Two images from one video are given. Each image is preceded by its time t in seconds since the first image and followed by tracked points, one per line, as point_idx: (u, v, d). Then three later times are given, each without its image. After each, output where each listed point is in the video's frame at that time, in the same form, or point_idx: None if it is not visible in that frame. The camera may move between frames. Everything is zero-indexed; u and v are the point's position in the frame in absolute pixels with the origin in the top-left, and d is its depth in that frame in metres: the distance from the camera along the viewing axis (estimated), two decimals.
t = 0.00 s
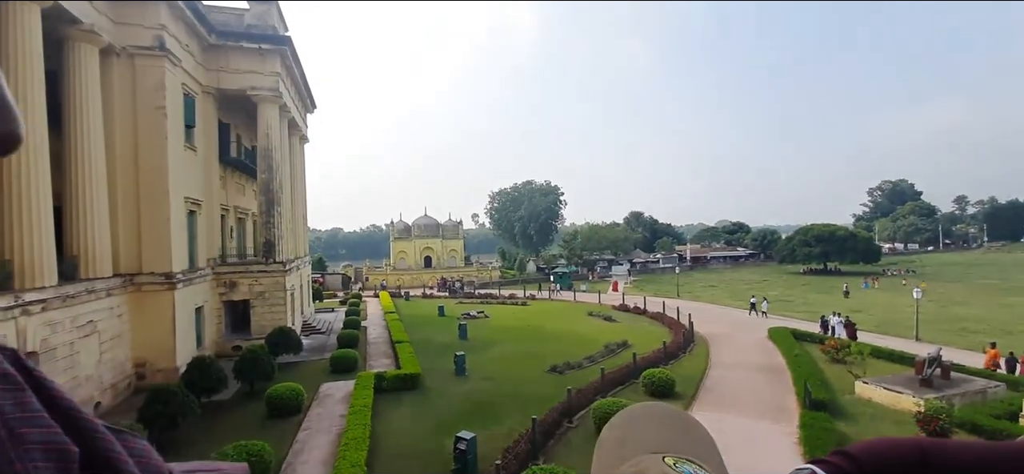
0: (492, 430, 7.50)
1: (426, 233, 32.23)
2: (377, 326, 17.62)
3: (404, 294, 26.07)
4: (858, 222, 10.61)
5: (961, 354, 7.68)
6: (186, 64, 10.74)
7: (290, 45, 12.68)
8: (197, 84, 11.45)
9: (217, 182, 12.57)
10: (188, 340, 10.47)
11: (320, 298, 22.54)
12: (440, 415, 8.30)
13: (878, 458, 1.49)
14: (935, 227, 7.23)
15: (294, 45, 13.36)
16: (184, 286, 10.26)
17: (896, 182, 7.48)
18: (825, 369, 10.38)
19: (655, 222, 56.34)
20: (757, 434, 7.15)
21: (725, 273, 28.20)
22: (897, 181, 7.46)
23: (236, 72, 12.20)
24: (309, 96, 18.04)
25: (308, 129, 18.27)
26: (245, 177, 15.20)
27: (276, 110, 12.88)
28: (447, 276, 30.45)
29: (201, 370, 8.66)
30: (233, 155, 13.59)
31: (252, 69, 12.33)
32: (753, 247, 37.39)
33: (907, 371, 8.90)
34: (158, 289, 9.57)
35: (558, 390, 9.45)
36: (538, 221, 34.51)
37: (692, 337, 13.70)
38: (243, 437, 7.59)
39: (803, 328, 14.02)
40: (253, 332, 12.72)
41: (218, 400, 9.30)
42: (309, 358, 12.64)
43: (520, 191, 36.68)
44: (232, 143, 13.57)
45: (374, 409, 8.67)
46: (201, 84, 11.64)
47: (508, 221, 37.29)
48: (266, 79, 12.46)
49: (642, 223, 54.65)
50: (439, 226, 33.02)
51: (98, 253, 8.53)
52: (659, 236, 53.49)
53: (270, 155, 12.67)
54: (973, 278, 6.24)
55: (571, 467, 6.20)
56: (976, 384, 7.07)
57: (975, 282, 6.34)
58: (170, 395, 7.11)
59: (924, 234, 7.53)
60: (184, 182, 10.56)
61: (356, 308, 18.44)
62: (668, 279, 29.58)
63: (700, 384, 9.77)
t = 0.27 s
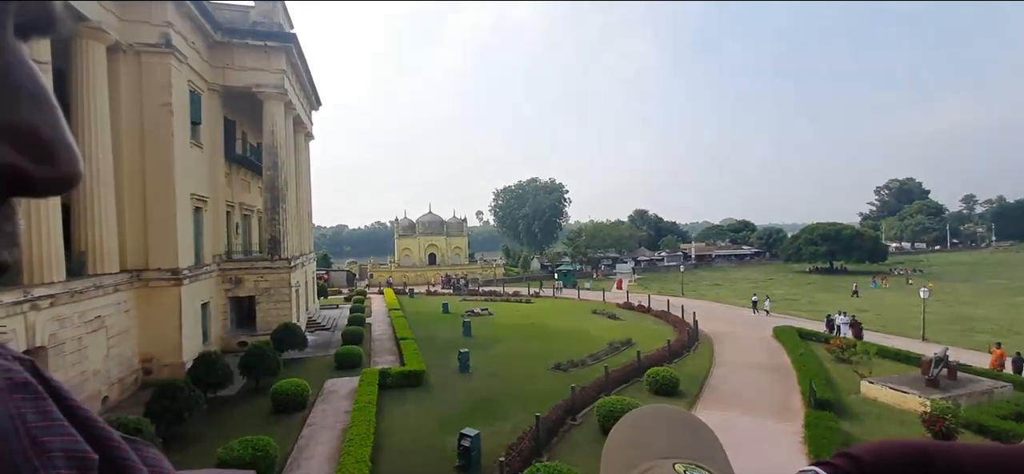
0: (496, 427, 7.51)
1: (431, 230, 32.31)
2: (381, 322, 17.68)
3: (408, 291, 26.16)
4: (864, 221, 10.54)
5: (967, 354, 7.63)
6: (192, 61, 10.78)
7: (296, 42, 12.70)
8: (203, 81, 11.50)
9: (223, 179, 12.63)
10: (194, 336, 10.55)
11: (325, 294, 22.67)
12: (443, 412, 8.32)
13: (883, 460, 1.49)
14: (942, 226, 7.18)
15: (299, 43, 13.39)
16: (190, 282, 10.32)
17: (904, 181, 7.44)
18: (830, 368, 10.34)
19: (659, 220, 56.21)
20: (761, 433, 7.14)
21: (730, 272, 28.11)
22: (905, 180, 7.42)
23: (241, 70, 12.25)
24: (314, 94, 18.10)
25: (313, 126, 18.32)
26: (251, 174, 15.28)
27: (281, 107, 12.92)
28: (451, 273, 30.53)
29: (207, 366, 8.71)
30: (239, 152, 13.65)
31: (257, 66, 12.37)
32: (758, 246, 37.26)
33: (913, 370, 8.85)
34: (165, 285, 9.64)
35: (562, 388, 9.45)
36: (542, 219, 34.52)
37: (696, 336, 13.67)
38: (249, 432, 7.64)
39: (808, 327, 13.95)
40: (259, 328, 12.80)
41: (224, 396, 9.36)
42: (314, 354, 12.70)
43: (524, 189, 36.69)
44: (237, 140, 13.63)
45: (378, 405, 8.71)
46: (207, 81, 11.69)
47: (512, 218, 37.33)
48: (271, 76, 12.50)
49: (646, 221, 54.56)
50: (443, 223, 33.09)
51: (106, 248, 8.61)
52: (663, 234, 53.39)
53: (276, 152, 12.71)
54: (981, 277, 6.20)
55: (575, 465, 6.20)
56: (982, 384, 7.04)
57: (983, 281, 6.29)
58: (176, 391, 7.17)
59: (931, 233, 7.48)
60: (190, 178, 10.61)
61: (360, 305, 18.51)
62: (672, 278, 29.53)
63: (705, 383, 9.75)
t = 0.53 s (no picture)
0: (498, 426, 7.53)
1: (434, 230, 32.31)
2: (384, 321, 17.71)
3: (411, 291, 26.17)
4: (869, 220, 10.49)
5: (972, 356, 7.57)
6: (197, 61, 10.82)
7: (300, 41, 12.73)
8: (208, 81, 11.55)
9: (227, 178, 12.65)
10: (199, 334, 10.60)
11: (328, 293, 22.69)
12: (446, 410, 8.35)
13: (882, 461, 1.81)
14: (948, 227, 7.16)
15: (304, 42, 13.41)
16: (195, 281, 10.38)
17: (910, 181, 7.42)
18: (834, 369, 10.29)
19: (663, 220, 56.00)
20: (764, 433, 7.12)
21: (734, 272, 28.00)
22: (911, 180, 7.40)
23: (246, 69, 12.28)
24: (318, 92, 18.11)
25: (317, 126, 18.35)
26: (255, 173, 15.32)
27: (286, 107, 12.96)
28: (454, 272, 30.53)
29: (212, 364, 8.76)
30: (243, 151, 13.69)
31: (262, 65, 12.41)
32: (763, 246, 37.02)
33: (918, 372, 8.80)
34: (168, 284, 9.68)
35: (565, 387, 9.45)
36: (546, 218, 34.44)
37: (699, 336, 13.63)
38: (253, 430, 7.69)
39: (812, 327, 13.89)
40: (263, 327, 12.85)
41: (228, 394, 9.41)
42: (317, 352, 12.75)
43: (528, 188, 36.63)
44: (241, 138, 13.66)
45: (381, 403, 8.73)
46: (212, 80, 11.73)
47: (515, 218, 37.26)
48: (276, 75, 12.54)
49: (650, 221, 54.44)
50: (447, 222, 33.08)
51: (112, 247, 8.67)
52: (668, 234, 53.20)
53: (280, 151, 12.75)
54: (986, 278, 6.18)
55: (578, 465, 6.20)
56: (988, 386, 7.01)
57: (988, 282, 6.27)
58: (181, 388, 7.21)
59: (936, 233, 7.45)
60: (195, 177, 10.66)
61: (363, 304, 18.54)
62: (675, 278, 29.40)
63: (707, 383, 9.73)
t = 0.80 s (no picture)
0: (501, 426, 7.54)
1: (437, 229, 32.37)
2: (387, 321, 17.76)
3: (414, 290, 26.22)
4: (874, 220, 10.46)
5: (976, 357, 7.54)
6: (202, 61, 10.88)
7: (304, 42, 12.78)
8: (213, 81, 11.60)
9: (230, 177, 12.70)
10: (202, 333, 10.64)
11: (331, 292, 22.77)
12: (450, 410, 8.37)
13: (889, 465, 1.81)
14: (954, 227, 7.15)
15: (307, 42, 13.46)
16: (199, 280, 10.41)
17: (915, 181, 7.41)
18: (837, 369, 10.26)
19: (666, 220, 55.89)
20: (767, 434, 7.11)
21: (737, 272, 27.94)
22: (916, 180, 7.39)
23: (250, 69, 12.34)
24: (321, 93, 18.17)
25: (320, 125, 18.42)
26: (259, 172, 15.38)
27: (289, 106, 13.01)
28: (456, 272, 30.56)
29: (215, 363, 8.80)
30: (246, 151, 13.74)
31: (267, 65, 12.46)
32: (766, 246, 36.94)
33: (922, 373, 8.76)
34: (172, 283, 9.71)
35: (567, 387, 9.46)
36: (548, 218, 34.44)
37: (702, 336, 13.61)
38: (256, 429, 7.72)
39: (816, 328, 13.85)
40: (266, 326, 12.90)
41: (231, 392, 9.46)
42: (320, 351, 12.79)
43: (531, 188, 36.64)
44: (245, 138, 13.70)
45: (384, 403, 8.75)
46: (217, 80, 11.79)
47: (518, 218, 37.26)
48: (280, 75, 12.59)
49: (653, 221, 54.37)
50: (449, 222, 33.12)
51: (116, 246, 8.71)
52: (671, 234, 53.09)
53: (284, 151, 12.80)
54: (991, 278, 6.16)
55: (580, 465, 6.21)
56: (992, 387, 6.98)
57: (993, 283, 6.26)
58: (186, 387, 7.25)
59: (941, 233, 7.43)
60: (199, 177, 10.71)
61: (366, 303, 18.59)
62: (678, 278, 29.34)
63: (710, 383, 9.73)
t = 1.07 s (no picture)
0: (504, 425, 7.54)
1: (440, 229, 32.42)
2: (390, 320, 17.80)
3: (416, 290, 26.26)
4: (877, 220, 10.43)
5: (981, 357, 7.50)
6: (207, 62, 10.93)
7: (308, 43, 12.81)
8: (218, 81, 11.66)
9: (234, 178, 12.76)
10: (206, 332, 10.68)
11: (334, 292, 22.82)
12: (453, 410, 8.38)
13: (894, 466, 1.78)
14: (958, 227, 7.13)
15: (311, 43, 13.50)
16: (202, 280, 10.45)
17: (919, 181, 7.40)
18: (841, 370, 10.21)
19: (669, 220, 55.81)
20: (770, 434, 7.10)
21: (740, 272, 27.88)
22: (920, 180, 7.38)
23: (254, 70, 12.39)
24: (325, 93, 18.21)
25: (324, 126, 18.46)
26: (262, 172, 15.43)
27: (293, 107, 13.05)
28: (459, 272, 30.59)
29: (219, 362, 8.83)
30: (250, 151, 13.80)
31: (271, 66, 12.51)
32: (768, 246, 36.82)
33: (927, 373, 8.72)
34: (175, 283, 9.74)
35: (570, 387, 9.46)
36: (551, 218, 34.44)
37: (705, 336, 13.59)
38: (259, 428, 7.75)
39: (819, 328, 13.81)
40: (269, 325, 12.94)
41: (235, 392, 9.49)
42: (323, 351, 12.82)
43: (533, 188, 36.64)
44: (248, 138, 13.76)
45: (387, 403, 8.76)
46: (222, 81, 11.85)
47: (520, 218, 37.28)
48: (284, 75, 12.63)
49: (656, 221, 54.32)
50: (452, 222, 33.17)
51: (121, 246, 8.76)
52: (673, 234, 52.99)
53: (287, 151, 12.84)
54: (997, 279, 6.14)
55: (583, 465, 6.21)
56: (997, 388, 6.94)
57: (998, 283, 6.24)
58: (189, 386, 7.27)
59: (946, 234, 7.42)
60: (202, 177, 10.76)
61: (369, 303, 18.63)
62: (681, 278, 29.29)
63: (713, 384, 9.72)
